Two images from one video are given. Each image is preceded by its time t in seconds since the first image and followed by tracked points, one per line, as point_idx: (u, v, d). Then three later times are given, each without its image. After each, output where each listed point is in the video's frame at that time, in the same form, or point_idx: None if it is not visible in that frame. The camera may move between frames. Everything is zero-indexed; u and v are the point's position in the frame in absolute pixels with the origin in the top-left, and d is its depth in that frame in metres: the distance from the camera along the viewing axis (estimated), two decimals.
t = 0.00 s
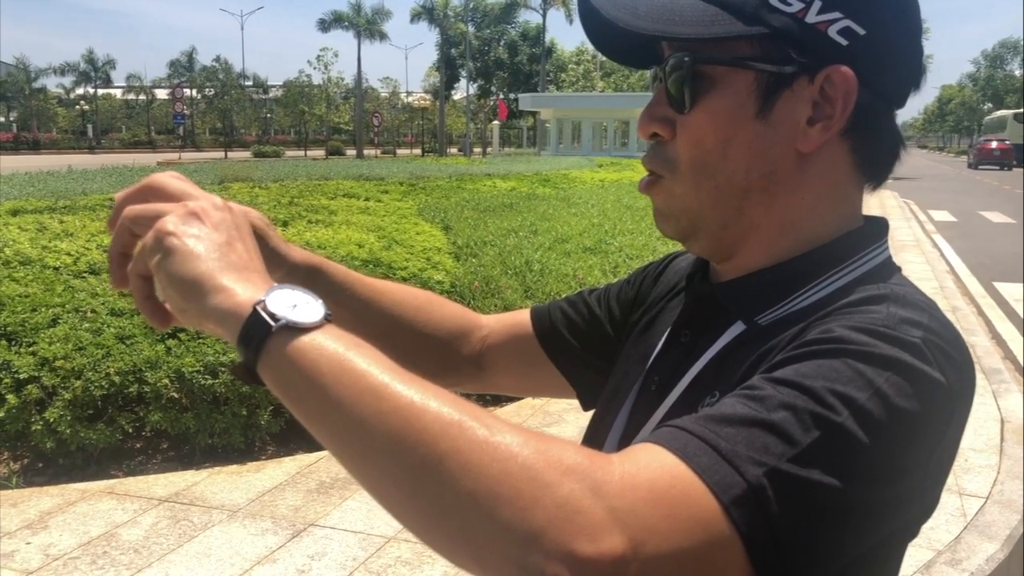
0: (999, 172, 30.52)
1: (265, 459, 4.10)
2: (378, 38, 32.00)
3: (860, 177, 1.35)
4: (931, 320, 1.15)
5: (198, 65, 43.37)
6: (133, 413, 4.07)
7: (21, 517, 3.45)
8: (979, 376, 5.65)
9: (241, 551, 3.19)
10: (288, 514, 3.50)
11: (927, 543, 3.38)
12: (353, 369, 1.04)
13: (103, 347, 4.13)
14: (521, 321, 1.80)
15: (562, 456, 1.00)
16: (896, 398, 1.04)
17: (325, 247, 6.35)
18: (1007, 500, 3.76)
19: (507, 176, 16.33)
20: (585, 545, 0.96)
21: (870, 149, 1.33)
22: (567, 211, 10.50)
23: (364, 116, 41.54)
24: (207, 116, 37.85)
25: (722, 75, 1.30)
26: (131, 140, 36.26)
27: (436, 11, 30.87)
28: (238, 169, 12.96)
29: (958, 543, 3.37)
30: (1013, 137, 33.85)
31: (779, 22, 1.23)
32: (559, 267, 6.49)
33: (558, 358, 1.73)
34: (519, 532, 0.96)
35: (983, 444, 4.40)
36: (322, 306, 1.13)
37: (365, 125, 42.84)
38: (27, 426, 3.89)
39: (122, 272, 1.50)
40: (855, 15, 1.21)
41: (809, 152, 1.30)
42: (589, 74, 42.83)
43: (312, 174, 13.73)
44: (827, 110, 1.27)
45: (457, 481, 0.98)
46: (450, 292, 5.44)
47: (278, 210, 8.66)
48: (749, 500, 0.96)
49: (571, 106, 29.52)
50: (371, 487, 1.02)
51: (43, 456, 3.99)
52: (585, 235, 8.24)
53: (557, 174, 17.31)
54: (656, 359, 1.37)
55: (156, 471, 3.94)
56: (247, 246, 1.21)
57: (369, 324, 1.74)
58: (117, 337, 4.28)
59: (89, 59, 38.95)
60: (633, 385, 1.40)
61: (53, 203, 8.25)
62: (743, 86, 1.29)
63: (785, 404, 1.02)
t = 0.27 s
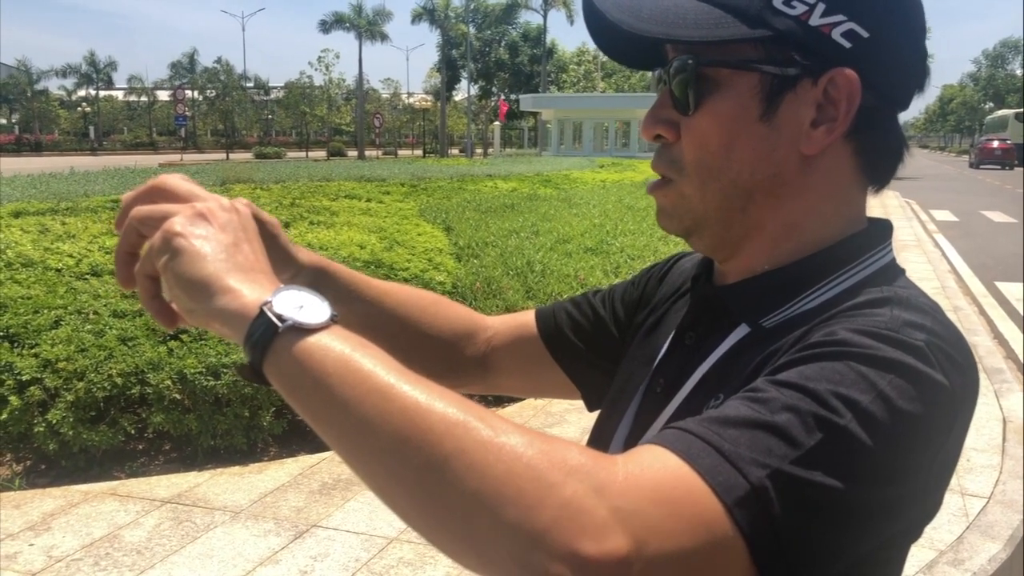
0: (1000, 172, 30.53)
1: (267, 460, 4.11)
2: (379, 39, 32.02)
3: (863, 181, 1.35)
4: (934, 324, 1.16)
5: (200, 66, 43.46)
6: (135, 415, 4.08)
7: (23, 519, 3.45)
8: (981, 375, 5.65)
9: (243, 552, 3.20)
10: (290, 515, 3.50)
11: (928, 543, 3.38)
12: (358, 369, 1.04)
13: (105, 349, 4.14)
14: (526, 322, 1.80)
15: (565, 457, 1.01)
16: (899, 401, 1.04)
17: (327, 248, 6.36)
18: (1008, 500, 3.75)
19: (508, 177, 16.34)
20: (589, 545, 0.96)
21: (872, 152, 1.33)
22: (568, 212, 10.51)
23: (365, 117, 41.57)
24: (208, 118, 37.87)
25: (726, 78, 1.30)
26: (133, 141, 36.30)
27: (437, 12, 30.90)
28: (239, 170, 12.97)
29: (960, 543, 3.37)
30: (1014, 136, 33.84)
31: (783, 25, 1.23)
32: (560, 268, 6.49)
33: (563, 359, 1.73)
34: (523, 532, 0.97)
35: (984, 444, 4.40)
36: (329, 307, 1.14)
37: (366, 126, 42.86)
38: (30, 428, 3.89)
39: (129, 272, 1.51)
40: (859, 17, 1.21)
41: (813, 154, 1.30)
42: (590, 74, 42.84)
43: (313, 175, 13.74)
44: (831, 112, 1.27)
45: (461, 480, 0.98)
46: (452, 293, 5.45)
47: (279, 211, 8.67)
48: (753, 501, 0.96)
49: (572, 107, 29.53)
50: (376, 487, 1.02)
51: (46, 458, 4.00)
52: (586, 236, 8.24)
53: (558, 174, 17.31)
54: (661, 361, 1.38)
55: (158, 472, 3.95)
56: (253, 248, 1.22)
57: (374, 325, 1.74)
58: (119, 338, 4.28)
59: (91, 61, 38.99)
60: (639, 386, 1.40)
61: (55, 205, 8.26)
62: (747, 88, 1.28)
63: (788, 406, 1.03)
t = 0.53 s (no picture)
0: (1001, 171, 30.56)
1: (268, 460, 4.11)
2: (380, 39, 32.05)
3: (869, 182, 1.36)
4: (940, 324, 1.16)
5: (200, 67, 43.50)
6: (136, 415, 4.08)
7: (25, 519, 3.45)
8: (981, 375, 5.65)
9: (245, 552, 3.20)
10: (291, 515, 3.50)
11: (930, 542, 3.38)
12: (363, 361, 1.04)
13: (106, 350, 4.14)
14: (529, 320, 1.80)
15: (571, 450, 1.01)
16: (905, 399, 1.05)
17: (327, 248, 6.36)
18: (1009, 500, 3.75)
19: (508, 177, 16.34)
20: (594, 539, 0.96)
21: (879, 153, 1.34)
22: (569, 212, 10.51)
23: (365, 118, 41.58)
24: (209, 118, 37.88)
25: (736, 76, 1.29)
26: (133, 142, 36.34)
27: (437, 12, 30.91)
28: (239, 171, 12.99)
29: (961, 543, 3.37)
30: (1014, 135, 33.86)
31: (795, 24, 1.23)
32: (560, 268, 6.49)
33: (566, 357, 1.73)
34: (527, 524, 0.97)
35: (985, 443, 4.40)
36: (333, 299, 1.14)
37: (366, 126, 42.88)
38: (31, 428, 3.89)
39: (132, 260, 1.51)
40: (871, 19, 1.21)
41: (820, 154, 1.31)
42: (590, 74, 42.83)
43: (314, 176, 13.76)
44: (839, 113, 1.27)
45: (465, 472, 0.98)
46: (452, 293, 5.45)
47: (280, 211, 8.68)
48: (758, 496, 0.97)
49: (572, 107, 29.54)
50: (378, 479, 1.02)
51: (47, 459, 4.00)
52: (586, 236, 8.25)
53: (558, 174, 17.32)
54: (666, 360, 1.38)
55: (159, 473, 3.95)
56: (257, 238, 1.22)
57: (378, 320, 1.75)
58: (120, 339, 4.28)
59: (91, 62, 39.02)
60: (643, 385, 1.40)
61: (56, 206, 8.27)
62: (758, 85, 1.28)
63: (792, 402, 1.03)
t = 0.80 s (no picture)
0: (999, 169, 30.61)
1: (267, 459, 4.11)
2: (378, 38, 32.02)
3: (873, 180, 1.36)
4: (947, 324, 1.16)
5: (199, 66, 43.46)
6: (134, 414, 4.08)
7: (22, 518, 3.45)
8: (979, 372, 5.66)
9: (243, 551, 3.20)
10: (289, 514, 3.50)
11: (928, 540, 3.38)
12: (367, 350, 1.03)
13: (104, 349, 4.14)
14: (531, 315, 1.80)
15: (576, 442, 1.01)
16: (913, 397, 1.04)
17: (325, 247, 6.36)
18: (1008, 497, 3.76)
19: (507, 176, 16.33)
20: (599, 530, 0.96)
21: (883, 150, 1.34)
22: (567, 210, 10.51)
23: (363, 116, 41.55)
24: (207, 117, 37.84)
25: (737, 75, 1.29)
26: (131, 141, 36.31)
27: (435, 10, 30.91)
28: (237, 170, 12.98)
29: (959, 540, 3.37)
30: (1013, 133, 33.94)
31: (796, 23, 1.23)
32: (559, 266, 6.49)
33: (567, 353, 1.73)
34: (531, 516, 0.96)
35: (983, 441, 4.41)
36: (337, 287, 1.13)
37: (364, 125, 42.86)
38: (29, 427, 3.89)
39: (136, 244, 1.51)
40: (871, 15, 1.21)
41: (823, 153, 1.31)
42: (588, 73, 42.81)
43: (313, 175, 13.75)
44: (841, 112, 1.27)
45: (469, 462, 0.98)
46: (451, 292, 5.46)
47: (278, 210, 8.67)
48: (763, 490, 0.97)
49: (571, 105, 29.55)
50: (381, 469, 1.02)
51: (45, 458, 4.00)
52: (585, 234, 8.24)
53: (556, 173, 17.31)
54: (669, 359, 1.38)
55: (157, 472, 3.95)
56: (262, 226, 1.22)
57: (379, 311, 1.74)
58: (118, 338, 4.28)
59: (88, 61, 38.96)
60: (646, 384, 1.40)
61: (54, 205, 8.26)
62: (761, 84, 1.28)
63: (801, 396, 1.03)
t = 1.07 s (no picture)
0: (997, 167, 30.66)
1: (265, 458, 4.10)
2: (375, 36, 31.96)
3: (880, 176, 1.36)
4: (955, 323, 1.16)
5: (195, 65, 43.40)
6: (132, 413, 4.07)
7: (20, 518, 3.44)
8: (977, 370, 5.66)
9: (241, 550, 3.20)
10: (288, 512, 3.50)
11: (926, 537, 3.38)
12: (372, 344, 1.03)
13: (101, 347, 4.14)
14: (535, 309, 1.79)
15: (580, 438, 1.00)
16: (919, 397, 1.04)
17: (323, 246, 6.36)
18: (1006, 495, 3.76)
19: (504, 174, 16.33)
20: (602, 528, 0.95)
21: (891, 147, 1.34)
22: (565, 209, 10.50)
23: (361, 115, 41.52)
24: (204, 116, 37.79)
25: (744, 79, 1.29)
26: (129, 140, 36.27)
27: (432, 9, 30.89)
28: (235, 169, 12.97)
29: (957, 538, 3.38)
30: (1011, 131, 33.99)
31: (801, 23, 1.23)
32: (558, 264, 6.49)
33: (571, 349, 1.73)
34: (533, 513, 0.96)
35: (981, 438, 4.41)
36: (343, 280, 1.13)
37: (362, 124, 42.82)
38: (26, 426, 3.88)
39: (141, 233, 1.51)
40: (876, 11, 1.21)
41: (831, 151, 1.30)
42: (586, 71, 42.78)
43: (310, 173, 13.73)
44: (850, 110, 1.28)
45: (472, 458, 0.98)
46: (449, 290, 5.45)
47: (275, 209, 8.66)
48: (767, 488, 0.96)
49: (569, 104, 29.53)
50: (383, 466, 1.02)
51: (42, 457, 3.99)
52: (582, 233, 8.24)
53: (554, 172, 17.29)
54: (675, 359, 1.37)
55: (155, 471, 3.94)
56: (268, 218, 1.22)
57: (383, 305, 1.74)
58: (115, 337, 4.28)
59: (85, 59, 38.89)
60: (652, 383, 1.40)
61: (51, 204, 8.25)
62: (769, 86, 1.28)
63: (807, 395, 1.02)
